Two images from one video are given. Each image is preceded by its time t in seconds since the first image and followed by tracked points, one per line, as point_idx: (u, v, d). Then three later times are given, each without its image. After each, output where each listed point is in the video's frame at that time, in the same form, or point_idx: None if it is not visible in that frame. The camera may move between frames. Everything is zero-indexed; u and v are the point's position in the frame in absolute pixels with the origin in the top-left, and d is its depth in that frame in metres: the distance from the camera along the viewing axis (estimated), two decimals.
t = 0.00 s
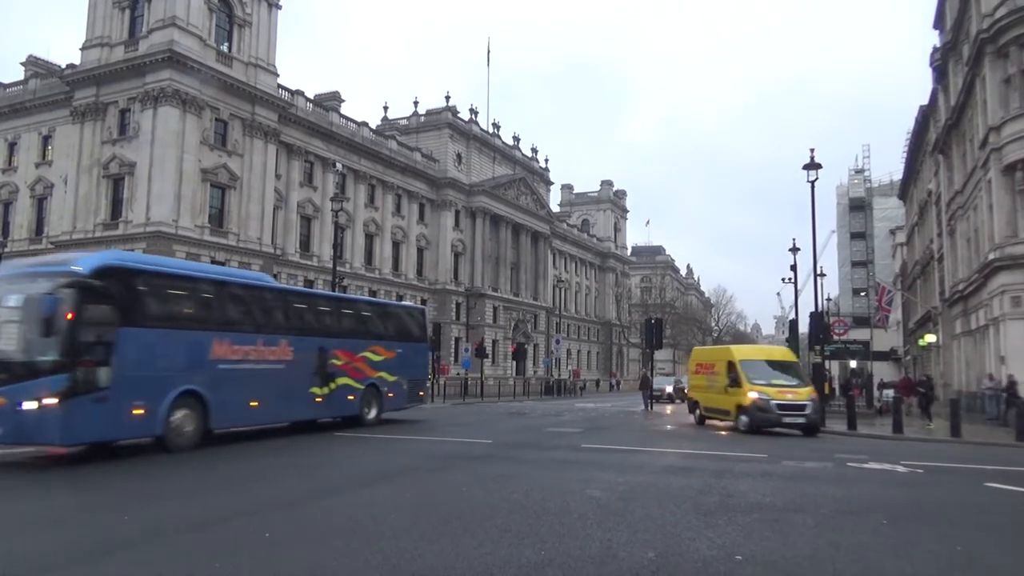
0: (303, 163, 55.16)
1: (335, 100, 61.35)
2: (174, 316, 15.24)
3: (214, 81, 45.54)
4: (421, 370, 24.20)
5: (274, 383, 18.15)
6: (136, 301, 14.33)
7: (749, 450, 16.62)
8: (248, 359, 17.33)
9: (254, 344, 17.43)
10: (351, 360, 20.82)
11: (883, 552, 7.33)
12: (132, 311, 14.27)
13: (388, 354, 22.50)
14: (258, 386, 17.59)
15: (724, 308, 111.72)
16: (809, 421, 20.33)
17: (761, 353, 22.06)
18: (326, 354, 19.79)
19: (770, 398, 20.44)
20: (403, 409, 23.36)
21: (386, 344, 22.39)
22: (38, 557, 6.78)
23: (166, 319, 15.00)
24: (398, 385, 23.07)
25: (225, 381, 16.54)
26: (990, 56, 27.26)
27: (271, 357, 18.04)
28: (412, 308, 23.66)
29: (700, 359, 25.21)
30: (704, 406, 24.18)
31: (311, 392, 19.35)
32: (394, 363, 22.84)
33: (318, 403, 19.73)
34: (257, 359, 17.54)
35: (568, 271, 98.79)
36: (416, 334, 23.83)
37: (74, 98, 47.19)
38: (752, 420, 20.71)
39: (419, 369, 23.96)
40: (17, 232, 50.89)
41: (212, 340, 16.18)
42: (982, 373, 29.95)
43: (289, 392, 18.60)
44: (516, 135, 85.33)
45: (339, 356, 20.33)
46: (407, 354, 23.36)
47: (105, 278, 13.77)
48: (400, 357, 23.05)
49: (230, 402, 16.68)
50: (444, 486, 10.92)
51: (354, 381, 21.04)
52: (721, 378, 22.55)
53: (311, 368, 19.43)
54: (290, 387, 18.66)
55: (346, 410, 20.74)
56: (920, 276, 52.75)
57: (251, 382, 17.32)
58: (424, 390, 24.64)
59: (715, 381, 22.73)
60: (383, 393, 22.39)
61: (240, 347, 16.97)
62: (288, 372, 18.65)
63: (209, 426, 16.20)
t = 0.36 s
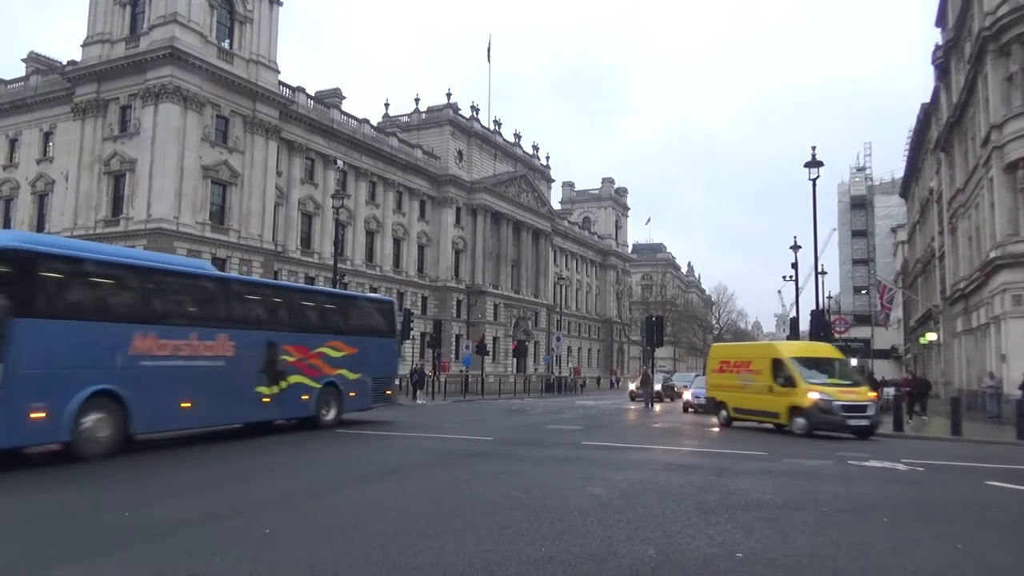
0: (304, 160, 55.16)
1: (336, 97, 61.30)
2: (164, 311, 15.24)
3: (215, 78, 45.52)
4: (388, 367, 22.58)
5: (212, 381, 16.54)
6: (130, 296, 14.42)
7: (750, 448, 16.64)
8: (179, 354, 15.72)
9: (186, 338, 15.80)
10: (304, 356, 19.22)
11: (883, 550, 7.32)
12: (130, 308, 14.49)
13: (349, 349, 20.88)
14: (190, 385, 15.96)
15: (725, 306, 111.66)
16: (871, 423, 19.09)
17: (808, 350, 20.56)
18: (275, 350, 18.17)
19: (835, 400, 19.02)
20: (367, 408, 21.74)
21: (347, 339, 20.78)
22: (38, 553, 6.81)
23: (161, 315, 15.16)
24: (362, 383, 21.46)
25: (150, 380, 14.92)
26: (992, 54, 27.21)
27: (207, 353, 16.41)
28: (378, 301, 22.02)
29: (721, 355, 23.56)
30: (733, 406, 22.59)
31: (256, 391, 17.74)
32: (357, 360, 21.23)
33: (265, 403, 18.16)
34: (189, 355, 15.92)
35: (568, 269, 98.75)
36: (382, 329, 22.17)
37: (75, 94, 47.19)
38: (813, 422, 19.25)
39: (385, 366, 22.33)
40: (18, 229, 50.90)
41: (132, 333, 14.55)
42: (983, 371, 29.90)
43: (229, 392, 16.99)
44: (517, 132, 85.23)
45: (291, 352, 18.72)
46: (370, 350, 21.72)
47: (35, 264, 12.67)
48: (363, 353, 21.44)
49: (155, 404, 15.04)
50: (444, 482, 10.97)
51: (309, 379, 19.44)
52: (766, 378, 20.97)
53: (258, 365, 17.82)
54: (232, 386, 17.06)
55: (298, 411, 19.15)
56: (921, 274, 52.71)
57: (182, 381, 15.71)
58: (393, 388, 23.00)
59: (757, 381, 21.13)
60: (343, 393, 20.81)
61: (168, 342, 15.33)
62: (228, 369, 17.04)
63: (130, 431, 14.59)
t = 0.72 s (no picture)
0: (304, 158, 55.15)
1: (336, 95, 61.28)
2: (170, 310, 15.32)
3: (215, 76, 45.51)
4: (350, 366, 20.68)
5: (132, 384, 14.54)
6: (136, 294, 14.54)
7: (751, 446, 16.62)
8: (89, 354, 13.75)
9: (98, 335, 13.82)
10: (248, 355, 17.29)
11: (883, 548, 7.32)
12: (131, 304, 14.49)
13: (302, 347, 18.94)
14: (104, 389, 13.97)
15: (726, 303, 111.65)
16: (955, 423, 18.30)
17: (875, 347, 19.46)
18: (210, 347, 16.20)
19: (922, 400, 18.07)
20: (323, 410, 19.86)
21: (300, 335, 18.86)
22: (38, 553, 6.81)
23: (168, 313, 15.18)
24: (318, 384, 19.57)
25: (51, 383, 12.98)
26: (993, 51, 27.18)
27: (126, 351, 14.43)
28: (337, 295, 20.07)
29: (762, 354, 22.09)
30: (782, 408, 21.05)
31: (188, 394, 15.79)
32: (311, 358, 19.28)
33: (199, 407, 16.17)
34: (103, 355, 13.94)
35: (569, 267, 98.71)
36: (340, 324, 20.25)
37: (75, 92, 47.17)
38: (898, 423, 18.11)
39: (345, 365, 20.43)
40: (19, 227, 50.89)
41: (29, 330, 12.67)
42: (984, 369, 29.87)
43: (155, 395, 15.04)
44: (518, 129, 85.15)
45: (231, 350, 16.78)
46: (328, 348, 19.79)
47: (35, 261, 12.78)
48: (320, 351, 19.52)
49: (58, 410, 13.08)
50: (444, 480, 10.99)
51: (254, 380, 17.51)
52: (830, 377, 19.69)
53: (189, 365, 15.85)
54: (157, 389, 15.08)
55: (240, 415, 17.20)
56: (922, 271, 52.67)
57: (93, 384, 13.73)
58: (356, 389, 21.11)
59: (822, 380, 19.77)
60: (294, 394, 18.87)
61: (74, 340, 13.37)
62: (154, 370, 15.08)
63: (27, 442, 12.63)
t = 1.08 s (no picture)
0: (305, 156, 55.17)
1: (336, 93, 61.29)
2: (170, 310, 15.04)
3: (216, 74, 45.50)
4: (299, 364, 18.39)
5: (23, 388, 12.27)
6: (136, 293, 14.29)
7: (751, 445, 16.61)
8: None
9: None
10: (171, 352, 14.97)
11: (884, 547, 7.31)
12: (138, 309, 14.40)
13: (240, 343, 16.67)
14: None
15: (726, 302, 111.65)
16: None
17: (967, 346, 18.18)
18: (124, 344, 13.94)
19: None
20: (267, 414, 17.51)
21: (236, 331, 16.53)
22: (41, 550, 6.83)
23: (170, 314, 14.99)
24: (260, 384, 17.24)
25: None
26: (994, 50, 27.17)
27: (15, 349, 12.18)
28: (280, 286, 17.72)
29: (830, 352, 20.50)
30: (854, 410, 19.57)
31: (96, 398, 13.48)
32: (252, 355, 16.98)
33: (111, 413, 13.85)
34: None
35: (569, 265, 98.67)
36: (287, 318, 17.93)
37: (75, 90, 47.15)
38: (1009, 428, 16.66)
39: (293, 363, 18.15)
40: (19, 225, 50.85)
41: None
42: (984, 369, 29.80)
43: (56, 400, 12.79)
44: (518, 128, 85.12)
45: (149, 347, 14.49)
46: (271, 344, 17.48)
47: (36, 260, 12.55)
48: (261, 348, 17.21)
49: None
50: (444, 478, 10.98)
51: (179, 381, 15.16)
52: (920, 378, 18.34)
53: (98, 365, 13.58)
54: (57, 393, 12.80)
55: (165, 421, 14.88)
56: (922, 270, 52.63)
57: None
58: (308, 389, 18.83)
59: (909, 381, 18.41)
60: (232, 397, 16.56)
61: None
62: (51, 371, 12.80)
63: None
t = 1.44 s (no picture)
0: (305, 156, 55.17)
1: (336, 92, 61.29)
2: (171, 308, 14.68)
3: (216, 73, 45.51)
4: (232, 363, 16.08)
5: None
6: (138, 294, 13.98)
7: (751, 444, 16.61)
8: None
9: None
10: (65, 349, 12.64)
11: (882, 546, 7.33)
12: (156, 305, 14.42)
13: (156, 339, 14.31)
14: None
15: (726, 302, 111.67)
16: None
17: None
18: None
19: None
20: (193, 420, 15.14)
21: (150, 326, 14.20)
22: (44, 548, 6.86)
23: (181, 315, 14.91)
24: (183, 387, 14.89)
25: None
26: (993, 49, 27.17)
27: None
28: (204, 274, 15.39)
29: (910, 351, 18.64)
30: (946, 415, 17.83)
31: None
32: (172, 353, 14.63)
33: None
34: None
35: (568, 265, 98.65)
36: (215, 313, 15.65)
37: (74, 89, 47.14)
38: None
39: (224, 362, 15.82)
40: (19, 224, 50.85)
41: None
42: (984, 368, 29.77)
43: None
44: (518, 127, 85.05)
45: (34, 343, 12.19)
46: (195, 340, 15.15)
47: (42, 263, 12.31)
48: (184, 345, 14.88)
49: None
50: (444, 478, 10.98)
51: (78, 384, 12.80)
52: None
53: None
54: None
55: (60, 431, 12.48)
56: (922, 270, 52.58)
57: None
58: (243, 392, 16.52)
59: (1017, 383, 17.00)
60: (147, 402, 14.13)
61: None
62: None
63: None
